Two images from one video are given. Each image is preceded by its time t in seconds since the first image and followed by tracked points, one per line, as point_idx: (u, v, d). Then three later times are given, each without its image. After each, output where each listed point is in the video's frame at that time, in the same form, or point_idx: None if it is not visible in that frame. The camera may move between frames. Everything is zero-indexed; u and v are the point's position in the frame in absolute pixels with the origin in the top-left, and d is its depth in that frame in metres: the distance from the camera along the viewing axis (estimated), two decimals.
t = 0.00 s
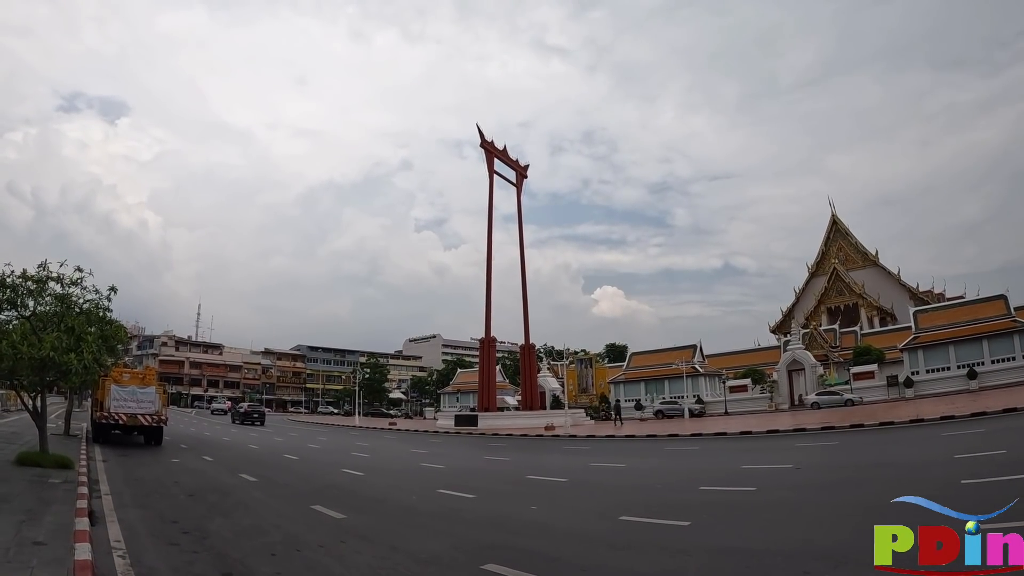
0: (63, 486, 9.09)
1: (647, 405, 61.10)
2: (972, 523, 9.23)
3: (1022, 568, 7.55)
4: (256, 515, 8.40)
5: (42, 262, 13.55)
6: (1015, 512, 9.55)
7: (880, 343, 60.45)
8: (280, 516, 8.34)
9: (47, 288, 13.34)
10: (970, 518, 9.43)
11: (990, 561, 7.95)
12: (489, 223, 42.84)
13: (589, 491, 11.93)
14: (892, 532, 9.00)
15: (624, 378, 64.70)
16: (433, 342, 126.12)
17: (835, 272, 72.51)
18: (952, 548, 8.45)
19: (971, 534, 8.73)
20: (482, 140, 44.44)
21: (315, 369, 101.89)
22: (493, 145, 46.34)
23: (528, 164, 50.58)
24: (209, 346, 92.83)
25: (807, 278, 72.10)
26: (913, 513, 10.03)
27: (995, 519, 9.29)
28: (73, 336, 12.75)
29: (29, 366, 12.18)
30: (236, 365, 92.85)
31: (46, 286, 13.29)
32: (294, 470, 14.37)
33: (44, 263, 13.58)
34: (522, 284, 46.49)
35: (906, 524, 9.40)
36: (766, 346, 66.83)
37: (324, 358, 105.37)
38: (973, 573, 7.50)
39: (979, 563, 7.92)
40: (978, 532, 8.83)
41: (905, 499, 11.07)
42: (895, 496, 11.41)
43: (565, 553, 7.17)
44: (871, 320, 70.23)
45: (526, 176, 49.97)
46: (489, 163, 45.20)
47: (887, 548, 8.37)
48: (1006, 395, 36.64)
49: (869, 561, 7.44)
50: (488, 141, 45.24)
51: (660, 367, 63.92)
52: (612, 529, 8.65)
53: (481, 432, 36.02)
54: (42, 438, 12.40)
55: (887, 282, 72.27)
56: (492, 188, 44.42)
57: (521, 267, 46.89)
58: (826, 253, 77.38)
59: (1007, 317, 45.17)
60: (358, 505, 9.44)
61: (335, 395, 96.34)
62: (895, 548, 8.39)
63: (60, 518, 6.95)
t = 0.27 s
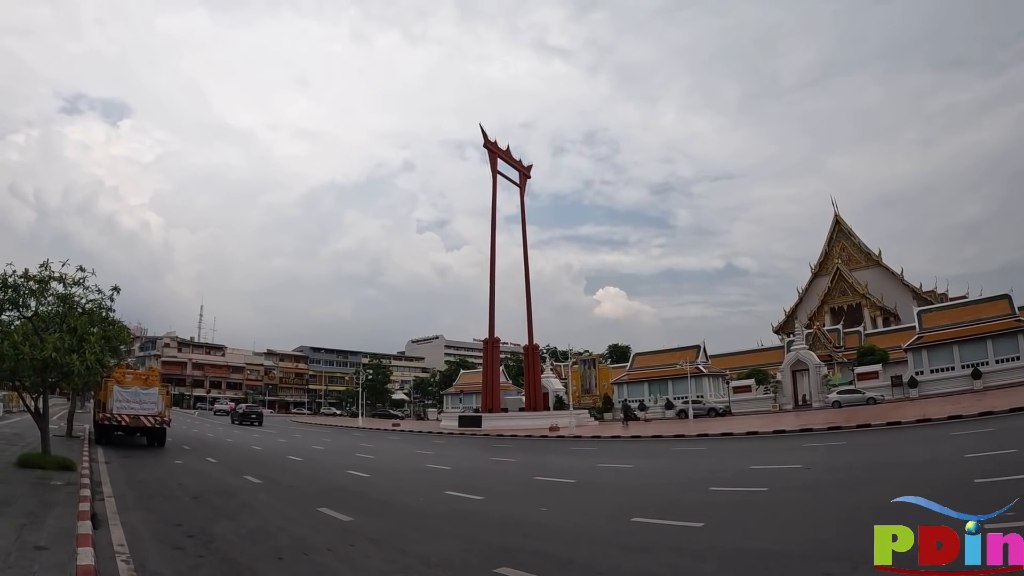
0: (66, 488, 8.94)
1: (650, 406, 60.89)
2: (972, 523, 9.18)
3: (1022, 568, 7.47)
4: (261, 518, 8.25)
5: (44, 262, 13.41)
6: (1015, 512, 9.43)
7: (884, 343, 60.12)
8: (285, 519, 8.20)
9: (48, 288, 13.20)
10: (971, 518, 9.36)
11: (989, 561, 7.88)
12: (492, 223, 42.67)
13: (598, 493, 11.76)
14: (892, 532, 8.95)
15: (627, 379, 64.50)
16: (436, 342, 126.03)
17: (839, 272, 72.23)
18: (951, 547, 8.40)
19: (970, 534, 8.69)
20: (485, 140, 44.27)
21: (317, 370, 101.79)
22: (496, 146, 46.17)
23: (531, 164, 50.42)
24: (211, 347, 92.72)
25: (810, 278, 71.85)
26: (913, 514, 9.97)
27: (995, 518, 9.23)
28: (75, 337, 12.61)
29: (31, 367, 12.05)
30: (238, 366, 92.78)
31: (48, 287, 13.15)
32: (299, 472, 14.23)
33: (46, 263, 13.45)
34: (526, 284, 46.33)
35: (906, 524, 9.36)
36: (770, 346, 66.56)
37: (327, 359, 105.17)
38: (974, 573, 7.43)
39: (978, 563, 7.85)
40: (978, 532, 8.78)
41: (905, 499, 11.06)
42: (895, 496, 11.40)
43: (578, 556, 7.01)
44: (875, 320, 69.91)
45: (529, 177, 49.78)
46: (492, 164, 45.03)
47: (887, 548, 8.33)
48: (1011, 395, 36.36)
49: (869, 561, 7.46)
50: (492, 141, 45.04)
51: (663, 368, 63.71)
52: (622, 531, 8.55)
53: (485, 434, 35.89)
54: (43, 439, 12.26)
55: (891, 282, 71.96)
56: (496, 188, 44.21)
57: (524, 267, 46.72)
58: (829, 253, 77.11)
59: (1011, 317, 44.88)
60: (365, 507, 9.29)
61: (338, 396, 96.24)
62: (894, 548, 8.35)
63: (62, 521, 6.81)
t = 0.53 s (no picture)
0: (66, 492, 8.72)
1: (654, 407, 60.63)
2: (972, 522, 9.39)
3: (1022, 567, 7.70)
4: (265, 522, 8.06)
5: (45, 261, 13.24)
6: (1014, 511, 9.65)
7: (889, 343, 59.70)
8: (290, 524, 7.98)
9: (49, 288, 13.01)
10: (971, 518, 9.58)
11: (989, 561, 8.11)
12: (495, 223, 42.44)
13: (609, 495, 11.56)
14: (892, 532, 9.18)
15: (631, 379, 64.19)
16: (439, 343, 125.87)
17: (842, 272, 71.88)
18: (951, 547, 8.61)
19: (970, 534, 8.95)
20: (489, 140, 44.05)
21: (320, 371, 101.64)
22: (499, 146, 45.95)
23: (535, 164, 50.21)
24: (214, 348, 92.62)
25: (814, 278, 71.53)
26: (913, 512, 10.12)
27: (995, 518, 9.44)
28: (75, 337, 12.42)
29: (31, 369, 11.87)
30: (241, 367, 92.69)
31: (48, 287, 12.96)
32: (304, 474, 14.02)
33: (47, 262, 13.26)
34: (530, 285, 46.12)
35: (906, 523, 9.53)
36: (774, 347, 66.19)
37: (330, 359, 104.99)
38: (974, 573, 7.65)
39: (978, 562, 8.08)
40: (978, 531, 9.03)
41: (905, 499, 11.12)
42: (895, 496, 11.47)
43: (595, 561, 6.77)
44: (878, 321, 69.58)
45: (533, 177, 49.57)
46: (496, 164, 44.81)
47: (888, 547, 8.49)
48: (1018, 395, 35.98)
49: (869, 560, 7.47)
50: (495, 141, 44.79)
51: (667, 368, 63.44)
52: (635, 534, 8.39)
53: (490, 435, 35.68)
54: (44, 442, 12.07)
55: (894, 282, 71.59)
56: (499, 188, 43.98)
57: (528, 268, 46.49)
58: (832, 253, 76.77)
59: (1016, 317, 44.51)
60: (372, 511, 9.09)
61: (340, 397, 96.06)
62: (894, 548, 8.50)
63: (62, 526, 6.61)
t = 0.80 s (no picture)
0: (66, 494, 8.54)
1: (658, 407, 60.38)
2: (972, 522, 9.50)
3: (1021, 567, 7.80)
4: (270, 525, 7.89)
5: (46, 260, 13.10)
6: (1015, 512, 9.75)
7: (893, 343, 59.31)
8: (295, 527, 7.84)
9: (50, 287, 12.88)
10: (970, 518, 9.70)
11: (990, 561, 8.22)
12: (499, 223, 42.22)
13: (618, 496, 11.39)
14: (892, 531, 9.27)
15: (634, 380, 63.91)
16: (441, 343, 125.75)
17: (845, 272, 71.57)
18: (951, 547, 8.72)
19: (970, 534, 9.09)
20: (492, 140, 43.84)
21: (322, 371, 101.53)
22: (502, 145, 45.73)
23: (538, 164, 50.01)
24: (216, 348, 92.54)
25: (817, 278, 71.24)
26: (913, 512, 10.23)
27: (995, 518, 9.56)
28: (77, 337, 12.28)
29: (32, 368, 11.72)
30: (243, 367, 92.62)
31: (50, 285, 12.82)
32: (308, 475, 13.84)
33: (48, 261, 13.13)
34: (533, 285, 45.94)
35: (906, 523, 9.62)
36: (778, 347, 65.90)
37: (332, 359, 104.81)
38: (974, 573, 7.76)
39: (978, 563, 8.19)
40: (978, 531, 9.16)
41: (905, 499, 11.17)
42: (895, 496, 11.55)
43: (609, 566, 6.59)
44: (882, 320, 69.26)
45: (537, 177, 49.38)
46: (499, 163, 44.61)
47: (887, 547, 8.57)
48: None
49: (869, 561, 7.37)
50: (498, 141, 44.58)
51: (671, 368, 63.19)
52: (648, 537, 8.27)
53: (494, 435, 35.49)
54: (45, 442, 11.92)
55: (898, 282, 71.24)
56: (502, 188, 43.78)
57: (532, 268, 46.31)
58: (835, 253, 76.46)
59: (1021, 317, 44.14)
60: (378, 513, 8.93)
61: (343, 397, 95.93)
62: (894, 548, 8.59)
63: (62, 530, 6.45)
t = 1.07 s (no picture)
0: (68, 494, 8.35)
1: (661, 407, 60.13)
2: (972, 523, 9.37)
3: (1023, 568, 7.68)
4: (276, 527, 7.71)
5: (49, 257, 12.93)
6: (1014, 513, 9.73)
7: (898, 343, 58.93)
8: (302, 528, 7.65)
9: (53, 284, 12.71)
10: (971, 518, 9.57)
11: (990, 561, 8.10)
12: (503, 222, 42.02)
13: (629, 496, 11.18)
14: (892, 532, 9.12)
15: (638, 380, 63.62)
16: (444, 343, 125.69)
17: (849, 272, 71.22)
18: (951, 548, 8.58)
19: (970, 534, 8.94)
20: (497, 139, 43.62)
21: (325, 371, 101.46)
22: (507, 144, 45.51)
23: (542, 163, 49.82)
24: (219, 348, 92.55)
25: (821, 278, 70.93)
26: (913, 512, 10.08)
27: (996, 518, 9.44)
28: (80, 334, 12.09)
29: (33, 367, 11.53)
30: (246, 367, 92.59)
31: (52, 282, 12.65)
32: (314, 475, 13.65)
33: (51, 258, 12.97)
34: (538, 285, 45.76)
35: (906, 523, 9.49)
36: (781, 347, 65.61)
37: (335, 359, 104.65)
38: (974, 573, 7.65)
39: (979, 563, 8.06)
40: (978, 532, 9.01)
41: (906, 499, 11.23)
42: (895, 496, 11.63)
43: (626, 569, 6.41)
44: (885, 321, 68.96)
45: (541, 176, 49.18)
46: (503, 162, 44.40)
47: (887, 547, 8.45)
48: None
49: (869, 561, 7.21)
50: (503, 140, 44.38)
51: (675, 368, 62.93)
52: (663, 539, 8.11)
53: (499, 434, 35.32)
54: (47, 441, 11.74)
55: (902, 282, 70.88)
56: (507, 186, 43.57)
57: (536, 267, 46.10)
58: (839, 253, 76.12)
59: None
60: (386, 514, 8.75)
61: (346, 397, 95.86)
62: (894, 548, 8.47)
63: (62, 531, 6.27)
